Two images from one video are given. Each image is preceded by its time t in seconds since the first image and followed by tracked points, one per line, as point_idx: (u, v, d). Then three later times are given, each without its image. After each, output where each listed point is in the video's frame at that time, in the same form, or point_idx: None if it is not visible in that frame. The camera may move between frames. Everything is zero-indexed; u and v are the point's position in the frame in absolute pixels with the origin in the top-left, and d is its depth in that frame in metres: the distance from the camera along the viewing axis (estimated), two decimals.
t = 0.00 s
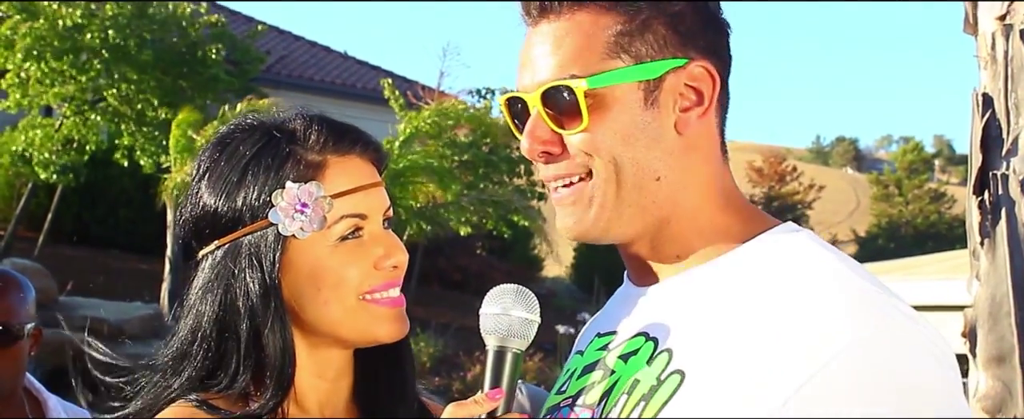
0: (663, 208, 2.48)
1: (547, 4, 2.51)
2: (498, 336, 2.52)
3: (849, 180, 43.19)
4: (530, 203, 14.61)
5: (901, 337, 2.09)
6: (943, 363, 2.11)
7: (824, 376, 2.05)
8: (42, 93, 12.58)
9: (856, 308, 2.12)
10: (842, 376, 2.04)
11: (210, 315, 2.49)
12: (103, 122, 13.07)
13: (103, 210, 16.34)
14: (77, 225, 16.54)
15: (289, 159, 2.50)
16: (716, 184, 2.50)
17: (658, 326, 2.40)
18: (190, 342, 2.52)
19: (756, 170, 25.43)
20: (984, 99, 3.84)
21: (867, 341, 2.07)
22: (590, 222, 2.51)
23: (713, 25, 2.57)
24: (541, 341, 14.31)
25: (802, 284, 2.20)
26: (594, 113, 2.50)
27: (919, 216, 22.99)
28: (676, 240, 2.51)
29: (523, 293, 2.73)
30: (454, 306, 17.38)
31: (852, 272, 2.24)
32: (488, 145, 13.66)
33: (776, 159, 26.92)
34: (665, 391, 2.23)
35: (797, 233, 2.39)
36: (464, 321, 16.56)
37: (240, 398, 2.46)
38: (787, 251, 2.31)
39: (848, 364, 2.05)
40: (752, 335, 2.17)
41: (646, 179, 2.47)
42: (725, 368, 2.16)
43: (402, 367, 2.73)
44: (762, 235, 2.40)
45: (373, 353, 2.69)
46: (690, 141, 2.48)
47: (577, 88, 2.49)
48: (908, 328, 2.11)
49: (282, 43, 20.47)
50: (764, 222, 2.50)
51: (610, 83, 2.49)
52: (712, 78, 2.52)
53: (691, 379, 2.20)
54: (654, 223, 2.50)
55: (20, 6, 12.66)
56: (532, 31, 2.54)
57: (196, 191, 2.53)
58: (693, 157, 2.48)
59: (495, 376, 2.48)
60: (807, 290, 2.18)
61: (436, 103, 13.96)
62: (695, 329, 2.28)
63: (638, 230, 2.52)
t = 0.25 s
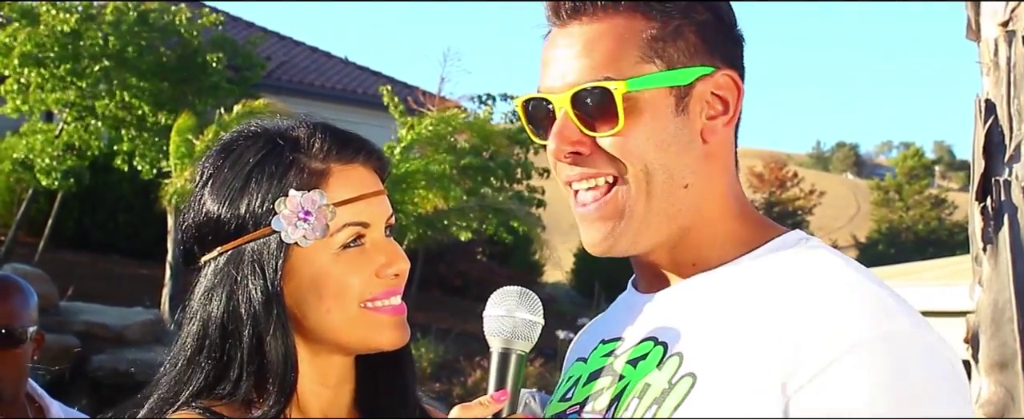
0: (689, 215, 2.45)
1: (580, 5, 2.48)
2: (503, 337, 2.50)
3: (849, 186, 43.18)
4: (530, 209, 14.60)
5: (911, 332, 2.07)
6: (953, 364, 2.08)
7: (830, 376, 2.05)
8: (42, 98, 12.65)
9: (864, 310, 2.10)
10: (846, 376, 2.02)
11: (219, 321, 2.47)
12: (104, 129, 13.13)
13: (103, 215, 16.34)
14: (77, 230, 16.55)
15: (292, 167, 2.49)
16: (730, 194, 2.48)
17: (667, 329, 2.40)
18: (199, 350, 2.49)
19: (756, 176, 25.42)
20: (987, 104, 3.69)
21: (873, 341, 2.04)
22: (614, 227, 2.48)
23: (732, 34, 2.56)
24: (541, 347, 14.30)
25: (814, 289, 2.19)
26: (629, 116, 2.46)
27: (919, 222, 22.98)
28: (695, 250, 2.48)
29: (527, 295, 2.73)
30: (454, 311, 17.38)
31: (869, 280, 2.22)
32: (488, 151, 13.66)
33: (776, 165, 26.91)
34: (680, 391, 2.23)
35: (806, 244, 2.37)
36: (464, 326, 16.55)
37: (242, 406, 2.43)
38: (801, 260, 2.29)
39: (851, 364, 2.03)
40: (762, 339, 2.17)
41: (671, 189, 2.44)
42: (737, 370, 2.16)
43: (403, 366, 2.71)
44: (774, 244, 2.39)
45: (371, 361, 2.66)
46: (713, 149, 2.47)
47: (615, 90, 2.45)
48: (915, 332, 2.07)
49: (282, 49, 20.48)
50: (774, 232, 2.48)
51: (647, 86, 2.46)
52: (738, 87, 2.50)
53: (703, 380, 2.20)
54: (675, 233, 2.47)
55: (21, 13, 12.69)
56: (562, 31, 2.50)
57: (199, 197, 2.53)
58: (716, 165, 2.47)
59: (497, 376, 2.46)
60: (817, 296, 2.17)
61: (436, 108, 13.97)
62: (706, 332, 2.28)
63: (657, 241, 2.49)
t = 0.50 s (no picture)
0: (682, 217, 2.48)
1: (573, 13, 2.50)
2: (508, 340, 2.50)
3: (849, 188, 43.19)
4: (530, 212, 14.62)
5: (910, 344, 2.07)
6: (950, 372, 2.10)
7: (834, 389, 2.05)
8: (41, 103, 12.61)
9: (867, 322, 2.10)
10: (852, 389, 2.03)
11: (220, 323, 2.45)
12: (103, 132, 13.08)
13: (103, 219, 16.34)
14: (77, 233, 16.56)
15: (294, 169, 2.49)
16: (725, 197, 2.51)
17: (669, 330, 2.40)
18: (201, 353, 2.47)
19: (756, 178, 25.44)
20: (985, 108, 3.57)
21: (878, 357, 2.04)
22: (609, 224, 2.49)
23: (730, 33, 2.58)
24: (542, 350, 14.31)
25: (813, 296, 2.19)
26: (621, 120, 2.47)
27: (919, 224, 22.98)
28: (693, 250, 2.51)
29: (531, 298, 2.72)
30: (454, 314, 17.38)
31: (865, 286, 2.22)
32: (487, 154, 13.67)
33: (776, 167, 26.91)
34: (681, 396, 2.23)
35: (807, 249, 2.39)
36: (464, 329, 16.56)
37: (244, 408, 2.40)
38: (798, 265, 2.30)
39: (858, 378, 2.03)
40: (763, 347, 2.17)
41: (665, 193, 2.46)
42: (739, 377, 2.17)
43: (404, 368, 2.69)
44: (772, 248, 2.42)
45: (370, 366, 2.64)
46: (708, 151, 2.49)
47: (605, 95, 2.47)
48: (917, 344, 2.08)
49: (282, 51, 20.49)
50: (769, 238, 2.51)
51: (638, 91, 2.47)
52: (734, 88, 2.52)
53: (707, 384, 2.20)
54: (663, 235, 2.50)
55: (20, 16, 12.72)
56: (555, 39, 2.54)
57: (201, 199, 2.52)
58: (712, 168, 2.49)
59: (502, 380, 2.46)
60: (818, 303, 2.16)
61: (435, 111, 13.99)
62: (708, 337, 2.28)
63: (653, 238, 2.51)
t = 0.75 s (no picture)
0: (662, 239, 2.39)
1: (538, 47, 2.46)
2: (508, 345, 2.49)
3: (847, 190, 43.22)
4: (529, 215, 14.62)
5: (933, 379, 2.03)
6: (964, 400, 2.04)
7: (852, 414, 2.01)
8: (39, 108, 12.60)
9: (891, 350, 2.05)
10: None
11: (216, 324, 2.42)
12: (101, 136, 13.09)
13: (101, 223, 16.34)
14: (76, 238, 16.55)
15: (297, 172, 2.47)
16: (728, 203, 2.36)
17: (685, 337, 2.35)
18: (196, 355, 2.43)
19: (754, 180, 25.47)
20: (985, 110, 3.71)
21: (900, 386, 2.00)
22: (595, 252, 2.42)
23: (699, 23, 2.43)
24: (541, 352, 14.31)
25: (837, 314, 2.14)
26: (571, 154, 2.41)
27: (918, 226, 23.01)
28: (704, 259, 2.38)
29: (531, 302, 2.73)
30: (453, 318, 17.39)
31: (891, 304, 2.16)
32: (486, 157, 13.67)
33: (774, 169, 26.94)
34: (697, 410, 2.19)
35: (836, 259, 2.29)
36: (463, 332, 16.57)
37: (238, 410, 2.37)
38: (819, 278, 2.24)
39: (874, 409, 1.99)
40: (785, 363, 2.13)
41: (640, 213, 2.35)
42: (762, 392, 2.13)
43: (394, 372, 2.66)
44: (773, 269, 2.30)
45: (364, 372, 2.61)
46: (690, 162, 2.35)
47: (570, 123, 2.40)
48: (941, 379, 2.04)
49: (280, 55, 20.49)
50: (781, 248, 2.36)
51: (598, 112, 2.37)
52: (703, 82, 2.37)
53: (726, 401, 2.16)
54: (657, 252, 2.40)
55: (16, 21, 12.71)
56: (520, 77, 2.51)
57: (198, 199, 2.51)
58: (701, 177, 2.35)
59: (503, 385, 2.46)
60: (842, 323, 2.12)
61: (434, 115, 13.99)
62: (727, 352, 2.23)
63: (644, 259, 2.42)
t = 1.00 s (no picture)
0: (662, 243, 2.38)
1: (537, 47, 2.46)
2: (504, 354, 2.52)
3: (847, 192, 43.21)
4: (528, 216, 14.61)
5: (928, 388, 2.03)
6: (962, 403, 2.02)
7: None
8: (39, 109, 12.59)
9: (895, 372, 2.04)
10: None
11: (206, 325, 2.33)
12: (101, 137, 13.00)
13: (101, 224, 16.34)
14: (75, 238, 16.52)
15: (298, 176, 2.38)
16: (733, 204, 2.34)
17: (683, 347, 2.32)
18: (185, 354, 2.34)
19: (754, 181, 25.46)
20: (984, 112, 3.73)
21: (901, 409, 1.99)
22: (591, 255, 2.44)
23: (705, 23, 2.40)
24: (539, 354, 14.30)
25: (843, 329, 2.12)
26: (574, 157, 2.41)
27: (917, 228, 23.00)
28: (702, 263, 2.37)
29: (527, 315, 2.73)
30: (452, 319, 17.37)
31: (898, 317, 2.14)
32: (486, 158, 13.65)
33: (774, 170, 26.93)
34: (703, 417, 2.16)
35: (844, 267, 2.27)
36: (462, 334, 16.55)
37: (226, 412, 2.27)
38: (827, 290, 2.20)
39: None
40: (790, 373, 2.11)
41: (625, 217, 2.36)
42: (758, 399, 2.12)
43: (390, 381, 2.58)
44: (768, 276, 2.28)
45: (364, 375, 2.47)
46: (688, 164, 2.34)
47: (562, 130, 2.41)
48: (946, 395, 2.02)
49: (280, 56, 20.47)
50: (783, 253, 2.34)
51: (595, 117, 2.37)
52: (704, 84, 2.35)
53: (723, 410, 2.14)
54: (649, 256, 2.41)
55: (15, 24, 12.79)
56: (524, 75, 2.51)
57: (194, 200, 2.40)
58: (699, 180, 2.34)
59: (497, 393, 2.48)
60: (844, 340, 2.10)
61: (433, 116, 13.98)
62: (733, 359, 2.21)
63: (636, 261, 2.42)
